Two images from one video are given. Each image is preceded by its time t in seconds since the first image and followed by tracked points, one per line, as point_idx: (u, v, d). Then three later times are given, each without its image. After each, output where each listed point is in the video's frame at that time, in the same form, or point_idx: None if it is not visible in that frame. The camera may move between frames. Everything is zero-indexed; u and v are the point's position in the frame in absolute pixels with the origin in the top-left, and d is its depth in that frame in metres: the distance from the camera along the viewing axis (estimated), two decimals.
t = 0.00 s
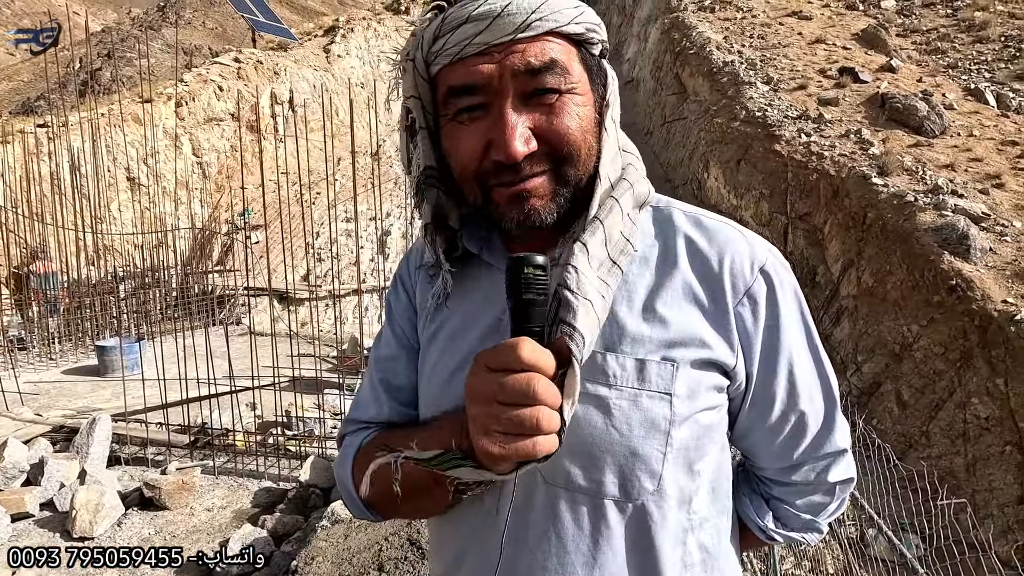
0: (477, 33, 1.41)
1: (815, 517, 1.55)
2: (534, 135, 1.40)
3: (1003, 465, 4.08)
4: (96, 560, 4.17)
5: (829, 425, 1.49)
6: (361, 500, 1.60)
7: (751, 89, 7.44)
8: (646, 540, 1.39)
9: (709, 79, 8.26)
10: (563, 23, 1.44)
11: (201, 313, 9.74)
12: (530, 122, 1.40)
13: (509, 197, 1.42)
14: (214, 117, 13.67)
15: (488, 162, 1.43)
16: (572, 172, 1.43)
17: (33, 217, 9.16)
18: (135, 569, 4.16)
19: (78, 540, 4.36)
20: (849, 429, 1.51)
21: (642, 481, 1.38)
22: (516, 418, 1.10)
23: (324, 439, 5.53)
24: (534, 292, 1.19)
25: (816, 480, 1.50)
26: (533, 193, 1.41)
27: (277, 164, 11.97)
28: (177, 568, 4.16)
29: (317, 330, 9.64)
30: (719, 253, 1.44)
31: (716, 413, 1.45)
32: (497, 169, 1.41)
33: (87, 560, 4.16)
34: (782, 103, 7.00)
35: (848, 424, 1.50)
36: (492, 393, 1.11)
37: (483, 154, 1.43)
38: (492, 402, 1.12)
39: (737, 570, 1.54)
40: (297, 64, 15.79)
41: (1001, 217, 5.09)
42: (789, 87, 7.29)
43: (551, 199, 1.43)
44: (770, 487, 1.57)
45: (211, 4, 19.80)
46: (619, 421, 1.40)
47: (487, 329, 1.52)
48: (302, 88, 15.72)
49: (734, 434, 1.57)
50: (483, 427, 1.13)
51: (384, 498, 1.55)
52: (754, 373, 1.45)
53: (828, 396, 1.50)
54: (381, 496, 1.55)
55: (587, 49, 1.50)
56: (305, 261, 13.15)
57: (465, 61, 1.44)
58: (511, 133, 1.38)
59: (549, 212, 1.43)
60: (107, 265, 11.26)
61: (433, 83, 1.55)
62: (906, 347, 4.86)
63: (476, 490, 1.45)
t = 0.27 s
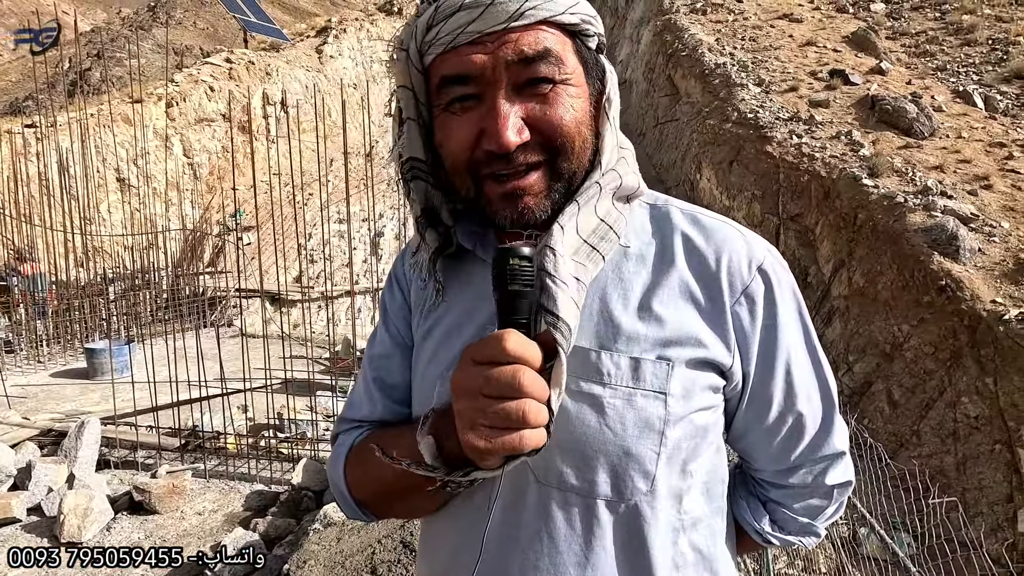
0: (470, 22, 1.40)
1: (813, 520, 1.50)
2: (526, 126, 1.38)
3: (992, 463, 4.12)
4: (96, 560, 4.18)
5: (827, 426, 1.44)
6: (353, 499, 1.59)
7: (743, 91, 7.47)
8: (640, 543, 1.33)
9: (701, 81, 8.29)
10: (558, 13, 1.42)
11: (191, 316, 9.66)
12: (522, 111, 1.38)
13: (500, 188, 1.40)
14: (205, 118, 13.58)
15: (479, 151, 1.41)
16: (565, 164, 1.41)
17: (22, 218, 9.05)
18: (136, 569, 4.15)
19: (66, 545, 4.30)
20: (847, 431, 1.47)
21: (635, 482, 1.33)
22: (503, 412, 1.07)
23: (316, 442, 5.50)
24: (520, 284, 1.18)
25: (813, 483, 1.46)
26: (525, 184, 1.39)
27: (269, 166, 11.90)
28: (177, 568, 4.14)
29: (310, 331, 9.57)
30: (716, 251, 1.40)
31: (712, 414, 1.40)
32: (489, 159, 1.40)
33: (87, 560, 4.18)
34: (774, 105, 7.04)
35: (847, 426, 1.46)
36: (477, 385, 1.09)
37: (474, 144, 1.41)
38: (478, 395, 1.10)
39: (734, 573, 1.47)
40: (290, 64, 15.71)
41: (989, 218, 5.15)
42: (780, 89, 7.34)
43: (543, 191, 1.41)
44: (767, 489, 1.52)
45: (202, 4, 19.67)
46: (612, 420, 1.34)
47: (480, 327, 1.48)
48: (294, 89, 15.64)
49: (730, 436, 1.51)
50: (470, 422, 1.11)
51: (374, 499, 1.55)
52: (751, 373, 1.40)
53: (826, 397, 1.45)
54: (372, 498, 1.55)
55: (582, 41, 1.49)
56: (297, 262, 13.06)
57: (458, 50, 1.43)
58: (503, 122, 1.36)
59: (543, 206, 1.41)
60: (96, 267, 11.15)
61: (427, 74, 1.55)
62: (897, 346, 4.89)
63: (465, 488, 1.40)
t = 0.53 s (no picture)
0: (462, 22, 1.36)
1: (802, 525, 1.47)
2: (519, 127, 1.34)
3: (980, 463, 4.16)
4: (97, 560, 4.17)
5: (816, 432, 1.41)
6: (340, 503, 1.49)
7: (733, 93, 7.51)
8: (628, 547, 1.29)
9: (692, 83, 8.33)
10: (551, 14, 1.38)
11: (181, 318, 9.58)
12: (514, 113, 1.34)
13: (490, 189, 1.37)
14: (196, 118, 13.49)
15: (469, 152, 1.37)
16: (557, 166, 1.37)
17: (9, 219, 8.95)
18: (136, 568, 4.17)
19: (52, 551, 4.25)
20: (837, 436, 1.44)
21: (622, 486, 1.28)
22: (486, 424, 1.02)
23: (308, 445, 5.47)
24: (508, 294, 1.09)
25: (801, 488, 1.43)
26: (516, 184, 1.35)
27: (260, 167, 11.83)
28: (178, 567, 4.16)
29: (302, 334, 9.52)
30: (704, 253, 1.35)
31: (699, 418, 1.36)
32: (480, 160, 1.36)
33: (87, 560, 4.17)
34: (764, 107, 7.09)
35: (836, 432, 1.43)
36: (462, 395, 1.03)
37: (464, 145, 1.37)
38: (463, 404, 1.04)
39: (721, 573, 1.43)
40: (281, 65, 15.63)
41: (976, 219, 5.22)
42: (771, 92, 7.38)
43: (535, 192, 1.36)
44: (756, 493, 1.49)
45: (193, 4, 19.54)
46: (598, 424, 1.30)
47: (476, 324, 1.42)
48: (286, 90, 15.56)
49: (718, 439, 1.48)
50: (453, 433, 1.05)
51: (361, 504, 1.45)
52: (739, 378, 1.36)
53: (815, 403, 1.42)
54: (360, 502, 1.45)
55: (576, 44, 1.45)
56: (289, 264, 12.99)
57: (450, 50, 1.39)
58: (494, 122, 1.32)
59: (534, 206, 1.37)
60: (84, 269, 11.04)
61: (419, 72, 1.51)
62: (886, 347, 4.93)
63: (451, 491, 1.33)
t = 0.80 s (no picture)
0: (476, 12, 1.36)
1: (804, 524, 1.46)
2: (528, 120, 1.34)
3: (968, 461, 4.20)
4: (96, 560, 4.13)
5: (818, 431, 1.40)
6: (341, 500, 1.47)
7: (724, 96, 7.56)
8: (631, 544, 1.28)
9: (683, 86, 8.38)
10: (562, 9, 1.39)
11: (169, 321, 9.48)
12: (525, 106, 1.34)
13: (497, 180, 1.36)
14: (185, 120, 13.39)
15: (479, 145, 1.37)
16: (565, 160, 1.36)
17: None
18: (134, 569, 4.13)
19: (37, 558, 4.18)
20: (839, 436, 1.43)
21: (626, 481, 1.27)
22: (491, 420, 1.00)
23: (300, 448, 5.43)
24: (510, 288, 1.06)
25: (804, 486, 1.42)
26: (522, 176, 1.34)
27: (251, 169, 11.75)
28: (178, 568, 4.12)
29: (293, 336, 9.45)
30: (708, 251, 1.35)
31: (703, 414, 1.35)
32: (489, 152, 1.35)
33: (87, 560, 4.13)
34: (754, 110, 7.15)
35: (838, 430, 1.42)
36: (466, 390, 1.01)
37: (474, 138, 1.37)
38: (468, 400, 1.02)
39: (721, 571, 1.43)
40: (272, 67, 15.55)
41: (962, 221, 5.28)
42: (760, 95, 7.45)
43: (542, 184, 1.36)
44: (758, 492, 1.48)
45: (183, 5, 19.38)
46: (604, 418, 1.29)
47: (479, 319, 1.40)
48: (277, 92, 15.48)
49: (721, 437, 1.47)
50: (458, 429, 1.03)
51: (362, 501, 1.43)
52: (743, 375, 1.35)
53: (818, 402, 1.41)
54: (361, 499, 1.43)
55: (584, 40, 1.46)
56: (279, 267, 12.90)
57: (461, 41, 1.39)
58: (503, 115, 1.32)
59: (539, 199, 1.37)
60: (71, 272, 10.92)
61: (428, 63, 1.51)
62: (876, 347, 4.98)
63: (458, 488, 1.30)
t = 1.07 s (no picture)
0: (492, 12, 1.36)
1: (811, 529, 1.46)
2: (544, 119, 1.32)
3: (957, 462, 4.24)
4: (96, 560, 4.16)
5: (827, 436, 1.40)
6: (349, 504, 1.44)
7: (714, 100, 7.62)
8: (644, 548, 1.28)
9: (674, 90, 8.43)
10: (578, 10, 1.38)
11: (157, 324, 9.37)
12: (539, 105, 1.33)
13: (510, 179, 1.35)
14: (175, 123, 13.27)
15: (492, 144, 1.36)
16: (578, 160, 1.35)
17: None
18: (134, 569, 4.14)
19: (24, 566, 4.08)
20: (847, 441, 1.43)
21: (639, 485, 1.27)
22: (508, 428, 0.99)
23: (291, 453, 5.38)
24: (531, 295, 1.06)
25: (812, 491, 1.42)
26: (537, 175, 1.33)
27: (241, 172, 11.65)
28: (177, 567, 4.14)
29: (284, 340, 9.37)
30: (720, 257, 1.35)
31: (714, 419, 1.34)
32: (503, 151, 1.34)
33: (87, 560, 4.14)
34: (744, 115, 7.21)
35: (846, 437, 1.41)
36: (486, 398, 1.00)
37: (488, 137, 1.36)
38: (487, 408, 1.01)
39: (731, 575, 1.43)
40: (263, 70, 15.45)
41: (949, 224, 5.35)
42: (750, 99, 7.51)
43: (555, 185, 1.35)
44: (766, 496, 1.48)
45: (173, 7, 19.19)
46: (617, 423, 1.28)
47: (490, 323, 1.40)
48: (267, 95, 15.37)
49: (731, 442, 1.46)
50: (475, 436, 1.03)
51: (371, 506, 1.40)
52: (754, 381, 1.35)
53: (827, 408, 1.40)
54: (370, 504, 1.40)
55: (599, 43, 1.45)
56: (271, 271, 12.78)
57: (476, 40, 1.39)
58: (517, 114, 1.31)
59: (552, 199, 1.36)
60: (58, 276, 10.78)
61: (442, 64, 1.51)
62: (865, 349, 5.02)
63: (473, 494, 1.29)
